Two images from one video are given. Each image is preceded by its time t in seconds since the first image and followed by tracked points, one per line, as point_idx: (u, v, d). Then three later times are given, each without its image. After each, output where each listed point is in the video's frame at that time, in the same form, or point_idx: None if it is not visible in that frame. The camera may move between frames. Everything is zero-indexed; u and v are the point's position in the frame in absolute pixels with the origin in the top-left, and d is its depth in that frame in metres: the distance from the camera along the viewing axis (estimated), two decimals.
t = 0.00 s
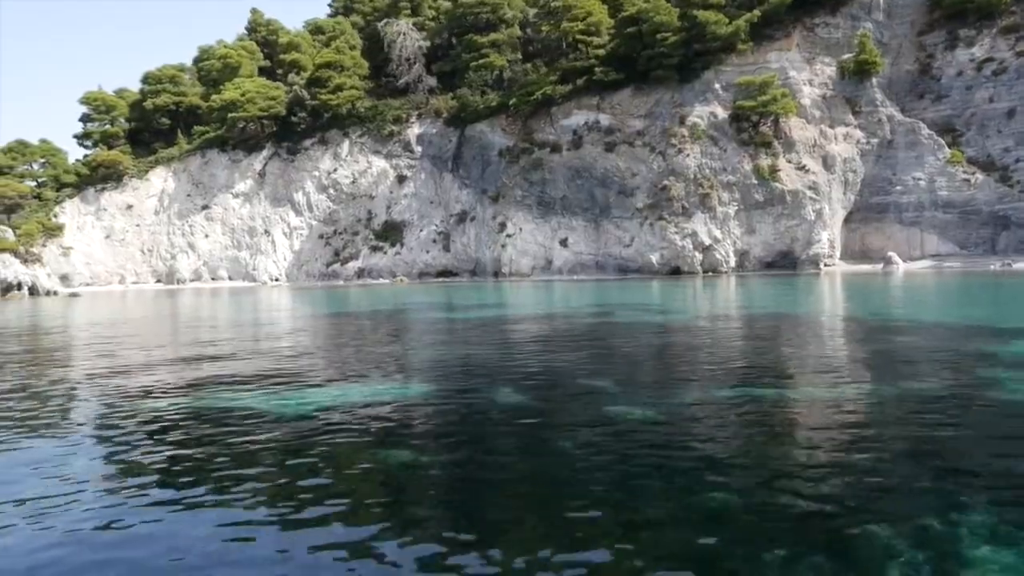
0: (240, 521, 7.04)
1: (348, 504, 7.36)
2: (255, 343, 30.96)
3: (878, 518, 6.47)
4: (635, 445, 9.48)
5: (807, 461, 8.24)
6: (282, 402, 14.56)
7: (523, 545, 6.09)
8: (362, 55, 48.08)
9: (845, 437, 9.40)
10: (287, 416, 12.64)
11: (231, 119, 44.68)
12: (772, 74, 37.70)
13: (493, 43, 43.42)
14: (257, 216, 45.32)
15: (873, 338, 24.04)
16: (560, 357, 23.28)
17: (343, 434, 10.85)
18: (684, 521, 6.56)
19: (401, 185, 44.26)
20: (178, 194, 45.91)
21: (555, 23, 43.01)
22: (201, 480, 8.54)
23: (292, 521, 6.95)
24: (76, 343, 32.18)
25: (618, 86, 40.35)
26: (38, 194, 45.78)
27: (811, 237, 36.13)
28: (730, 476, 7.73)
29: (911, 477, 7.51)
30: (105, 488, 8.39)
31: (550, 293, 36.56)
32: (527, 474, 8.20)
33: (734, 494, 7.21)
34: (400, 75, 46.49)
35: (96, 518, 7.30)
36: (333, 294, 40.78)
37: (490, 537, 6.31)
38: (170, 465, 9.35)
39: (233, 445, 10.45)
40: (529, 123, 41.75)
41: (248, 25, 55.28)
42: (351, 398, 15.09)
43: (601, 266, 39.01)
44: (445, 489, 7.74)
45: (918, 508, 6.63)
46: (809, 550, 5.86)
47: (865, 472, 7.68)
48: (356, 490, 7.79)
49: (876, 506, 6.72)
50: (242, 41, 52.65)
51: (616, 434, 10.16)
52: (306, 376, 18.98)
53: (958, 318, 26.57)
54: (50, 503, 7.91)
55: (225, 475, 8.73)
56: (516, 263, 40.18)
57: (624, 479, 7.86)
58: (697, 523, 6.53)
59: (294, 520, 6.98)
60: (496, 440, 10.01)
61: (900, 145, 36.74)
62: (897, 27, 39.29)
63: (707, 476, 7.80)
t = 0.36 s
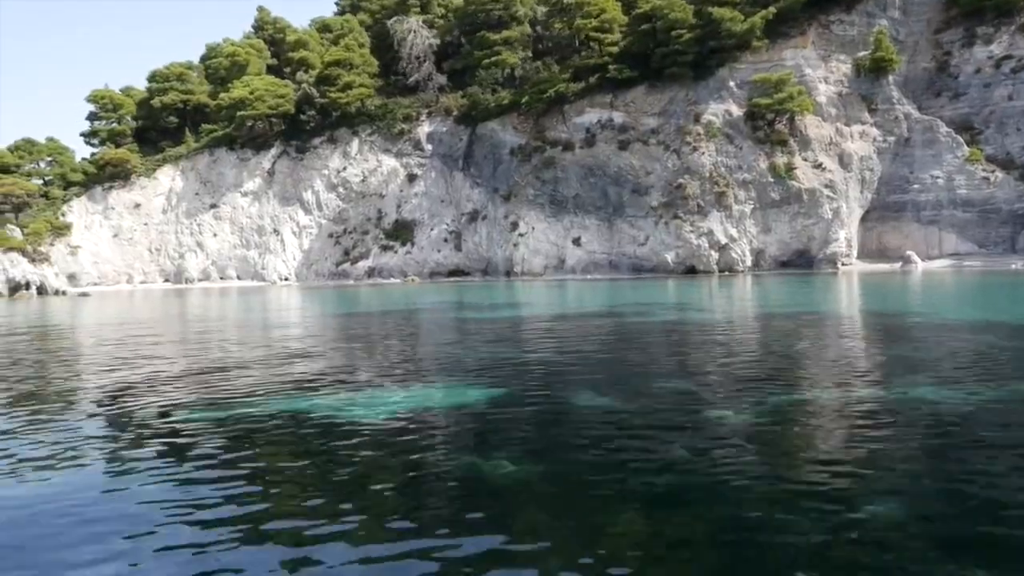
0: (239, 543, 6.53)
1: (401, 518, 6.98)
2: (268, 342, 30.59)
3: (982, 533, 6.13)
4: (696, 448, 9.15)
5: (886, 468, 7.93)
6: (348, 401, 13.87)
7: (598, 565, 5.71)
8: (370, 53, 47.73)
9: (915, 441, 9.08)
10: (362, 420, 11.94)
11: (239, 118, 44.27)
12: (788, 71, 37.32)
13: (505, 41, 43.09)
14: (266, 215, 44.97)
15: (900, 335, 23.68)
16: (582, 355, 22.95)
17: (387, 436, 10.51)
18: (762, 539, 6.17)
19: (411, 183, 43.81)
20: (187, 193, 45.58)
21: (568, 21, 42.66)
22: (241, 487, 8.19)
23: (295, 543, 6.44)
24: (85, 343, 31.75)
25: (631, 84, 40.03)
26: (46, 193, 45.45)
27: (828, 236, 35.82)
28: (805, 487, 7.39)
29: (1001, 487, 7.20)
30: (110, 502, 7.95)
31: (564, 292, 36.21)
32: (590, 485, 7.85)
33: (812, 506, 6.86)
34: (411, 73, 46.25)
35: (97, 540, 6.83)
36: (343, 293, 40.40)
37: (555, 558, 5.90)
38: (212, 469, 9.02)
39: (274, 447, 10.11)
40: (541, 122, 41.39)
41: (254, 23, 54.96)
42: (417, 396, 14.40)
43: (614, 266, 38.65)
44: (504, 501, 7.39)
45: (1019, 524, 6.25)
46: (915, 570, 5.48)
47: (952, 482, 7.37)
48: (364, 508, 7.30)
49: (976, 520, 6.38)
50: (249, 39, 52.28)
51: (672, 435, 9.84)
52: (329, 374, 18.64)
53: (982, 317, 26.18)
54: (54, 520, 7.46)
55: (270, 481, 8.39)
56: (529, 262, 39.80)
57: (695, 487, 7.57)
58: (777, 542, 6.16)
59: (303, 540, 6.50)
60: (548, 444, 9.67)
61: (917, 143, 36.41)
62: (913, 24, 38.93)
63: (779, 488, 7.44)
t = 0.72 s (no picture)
0: (181, 558, 5.98)
1: (426, 522, 6.48)
2: (281, 341, 30.25)
3: None
4: (761, 445, 8.81)
5: (969, 468, 7.59)
6: (416, 400, 12.68)
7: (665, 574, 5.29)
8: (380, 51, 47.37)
9: (989, 440, 8.74)
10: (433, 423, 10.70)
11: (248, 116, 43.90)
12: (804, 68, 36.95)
13: (517, 38, 42.78)
14: (275, 214, 44.63)
15: (928, 334, 23.34)
16: (605, 352, 22.62)
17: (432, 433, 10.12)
18: (800, 552, 5.60)
19: (422, 182, 43.44)
20: (195, 191, 45.26)
21: (580, 18, 42.33)
22: (285, 482, 7.82)
23: (243, 558, 5.89)
24: (95, 343, 31.41)
25: (645, 81, 39.70)
26: (53, 191, 45.11)
27: (845, 234, 35.48)
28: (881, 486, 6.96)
29: None
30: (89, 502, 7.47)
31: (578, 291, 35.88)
32: (655, 482, 7.44)
33: (870, 514, 6.32)
34: (421, 71, 46.00)
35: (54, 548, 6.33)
36: (353, 292, 40.06)
37: (632, 563, 5.52)
38: (254, 466, 8.66)
39: (315, 443, 9.73)
40: (554, 119, 41.02)
41: (261, 21, 54.65)
42: (489, 393, 13.13)
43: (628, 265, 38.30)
44: (542, 504, 6.91)
45: None
46: None
47: None
48: (333, 516, 6.75)
49: None
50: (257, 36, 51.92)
51: (733, 433, 9.49)
52: (353, 370, 18.31)
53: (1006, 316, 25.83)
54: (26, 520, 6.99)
55: (315, 479, 7.99)
56: (542, 261, 39.43)
57: (772, 483, 7.25)
58: (818, 558, 5.60)
59: (343, 541, 6.11)
60: (604, 441, 9.27)
61: (935, 140, 36.08)
62: (929, 21, 38.58)
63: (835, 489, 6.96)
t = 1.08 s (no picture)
0: (145, 571, 5.54)
1: (477, 528, 6.13)
2: (294, 340, 29.92)
3: None
4: (829, 445, 8.50)
5: None
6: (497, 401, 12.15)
7: None
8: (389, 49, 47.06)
9: None
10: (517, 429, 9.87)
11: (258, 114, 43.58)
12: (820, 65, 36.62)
13: (529, 35, 42.48)
14: (284, 213, 44.31)
15: (956, 332, 23.02)
16: (629, 350, 22.30)
17: (484, 433, 9.73)
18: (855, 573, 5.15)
19: (432, 180, 43.01)
20: (204, 190, 44.95)
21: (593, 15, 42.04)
22: (339, 483, 7.55)
23: (272, 566, 5.55)
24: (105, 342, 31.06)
25: (659, 79, 39.41)
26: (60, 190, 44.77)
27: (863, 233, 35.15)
28: (977, 496, 6.56)
29: None
30: (114, 503, 7.16)
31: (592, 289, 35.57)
32: (725, 487, 7.05)
33: (954, 526, 5.92)
34: (431, 69, 45.71)
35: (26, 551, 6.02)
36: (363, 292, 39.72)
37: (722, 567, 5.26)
38: (304, 466, 8.36)
39: (360, 444, 9.38)
40: (566, 117, 40.71)
41: (269, 20, 54.44)
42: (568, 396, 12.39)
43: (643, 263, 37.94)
44: (612, 504, 6.64)
45: None
46: None
47: None
48: (393, 516, 6.50)
49: None
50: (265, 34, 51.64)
51: (797, 431, 9.17)
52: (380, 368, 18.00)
53: None
54: (46, 522, 6.69)
55: (369, 480, 7.66)
56: (555, 260, 39.08)
57: (854, 486, 6.95)
58: (915, 561, 5.33)
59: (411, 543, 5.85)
60: (664, 440, 8.92)
61: (952, 138, 35.76)
62: (945, 18, 38.26)
63: (910, 503, 6.44)
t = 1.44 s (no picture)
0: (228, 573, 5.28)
1: (569, 527, 5.88)
2: (307, 339, 29.58)
3: None
4: (908, 442, 8.20)
5: None
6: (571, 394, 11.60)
7: None
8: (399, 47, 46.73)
9: None
10: (591, 429, 9.31)
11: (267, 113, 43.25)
12: (836, 63, 36.34)
13: (541, 33, 42.14)
14: (293, 211, 44.00)
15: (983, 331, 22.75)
16: (653, 348, 22.02)
17: (544, 430, 9.40)
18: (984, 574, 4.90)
19: (442, 179, 42.67)
20: (212, 188, 44.61)
21: (605, 13, 41.70)
22: (409, 480, 7.27)
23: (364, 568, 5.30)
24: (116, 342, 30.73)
25: (673, 76, 39.10)
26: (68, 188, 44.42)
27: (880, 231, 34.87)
28: None
29: None
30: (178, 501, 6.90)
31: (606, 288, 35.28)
32: (814, 484, 6.79)
33: None
34: (441, 67, 45.38)
35: (2, 561, 5.65)
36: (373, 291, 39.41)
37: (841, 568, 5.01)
38: (365, 463, 8.08)
39: (417, 440, 9.09)
40: (579, 115, 40.42)
41: (275, 17, 54.09)
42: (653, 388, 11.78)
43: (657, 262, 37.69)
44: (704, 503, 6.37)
45: None
46: None
47: None
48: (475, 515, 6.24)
49: None
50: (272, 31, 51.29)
51: (872, 428, 8.86)
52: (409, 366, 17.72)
53: None
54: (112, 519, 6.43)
55: (438, 477, 7.38)
56: (568, 259, 38.79)
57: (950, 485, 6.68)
58: None
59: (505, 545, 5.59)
60: (734, 437, 8.63)
61: (970, 137, 35.51)
62: (961, 16, 37.97)
63: (980, 512, 6.01)
